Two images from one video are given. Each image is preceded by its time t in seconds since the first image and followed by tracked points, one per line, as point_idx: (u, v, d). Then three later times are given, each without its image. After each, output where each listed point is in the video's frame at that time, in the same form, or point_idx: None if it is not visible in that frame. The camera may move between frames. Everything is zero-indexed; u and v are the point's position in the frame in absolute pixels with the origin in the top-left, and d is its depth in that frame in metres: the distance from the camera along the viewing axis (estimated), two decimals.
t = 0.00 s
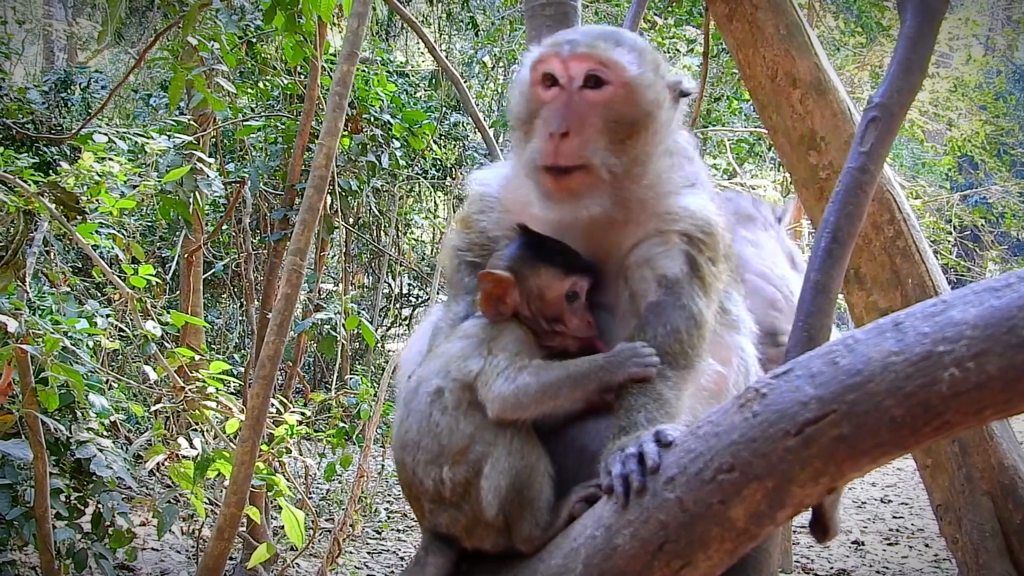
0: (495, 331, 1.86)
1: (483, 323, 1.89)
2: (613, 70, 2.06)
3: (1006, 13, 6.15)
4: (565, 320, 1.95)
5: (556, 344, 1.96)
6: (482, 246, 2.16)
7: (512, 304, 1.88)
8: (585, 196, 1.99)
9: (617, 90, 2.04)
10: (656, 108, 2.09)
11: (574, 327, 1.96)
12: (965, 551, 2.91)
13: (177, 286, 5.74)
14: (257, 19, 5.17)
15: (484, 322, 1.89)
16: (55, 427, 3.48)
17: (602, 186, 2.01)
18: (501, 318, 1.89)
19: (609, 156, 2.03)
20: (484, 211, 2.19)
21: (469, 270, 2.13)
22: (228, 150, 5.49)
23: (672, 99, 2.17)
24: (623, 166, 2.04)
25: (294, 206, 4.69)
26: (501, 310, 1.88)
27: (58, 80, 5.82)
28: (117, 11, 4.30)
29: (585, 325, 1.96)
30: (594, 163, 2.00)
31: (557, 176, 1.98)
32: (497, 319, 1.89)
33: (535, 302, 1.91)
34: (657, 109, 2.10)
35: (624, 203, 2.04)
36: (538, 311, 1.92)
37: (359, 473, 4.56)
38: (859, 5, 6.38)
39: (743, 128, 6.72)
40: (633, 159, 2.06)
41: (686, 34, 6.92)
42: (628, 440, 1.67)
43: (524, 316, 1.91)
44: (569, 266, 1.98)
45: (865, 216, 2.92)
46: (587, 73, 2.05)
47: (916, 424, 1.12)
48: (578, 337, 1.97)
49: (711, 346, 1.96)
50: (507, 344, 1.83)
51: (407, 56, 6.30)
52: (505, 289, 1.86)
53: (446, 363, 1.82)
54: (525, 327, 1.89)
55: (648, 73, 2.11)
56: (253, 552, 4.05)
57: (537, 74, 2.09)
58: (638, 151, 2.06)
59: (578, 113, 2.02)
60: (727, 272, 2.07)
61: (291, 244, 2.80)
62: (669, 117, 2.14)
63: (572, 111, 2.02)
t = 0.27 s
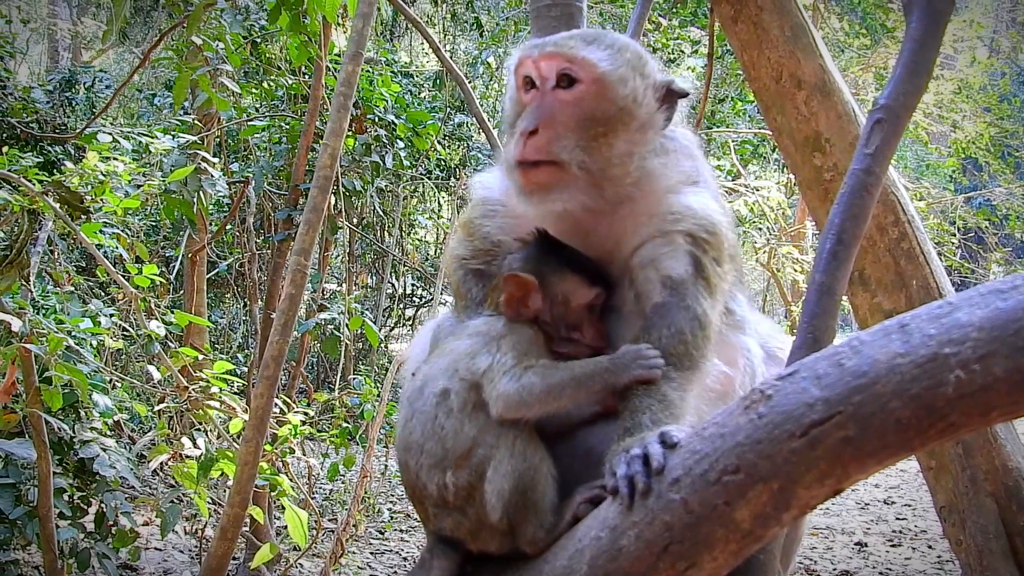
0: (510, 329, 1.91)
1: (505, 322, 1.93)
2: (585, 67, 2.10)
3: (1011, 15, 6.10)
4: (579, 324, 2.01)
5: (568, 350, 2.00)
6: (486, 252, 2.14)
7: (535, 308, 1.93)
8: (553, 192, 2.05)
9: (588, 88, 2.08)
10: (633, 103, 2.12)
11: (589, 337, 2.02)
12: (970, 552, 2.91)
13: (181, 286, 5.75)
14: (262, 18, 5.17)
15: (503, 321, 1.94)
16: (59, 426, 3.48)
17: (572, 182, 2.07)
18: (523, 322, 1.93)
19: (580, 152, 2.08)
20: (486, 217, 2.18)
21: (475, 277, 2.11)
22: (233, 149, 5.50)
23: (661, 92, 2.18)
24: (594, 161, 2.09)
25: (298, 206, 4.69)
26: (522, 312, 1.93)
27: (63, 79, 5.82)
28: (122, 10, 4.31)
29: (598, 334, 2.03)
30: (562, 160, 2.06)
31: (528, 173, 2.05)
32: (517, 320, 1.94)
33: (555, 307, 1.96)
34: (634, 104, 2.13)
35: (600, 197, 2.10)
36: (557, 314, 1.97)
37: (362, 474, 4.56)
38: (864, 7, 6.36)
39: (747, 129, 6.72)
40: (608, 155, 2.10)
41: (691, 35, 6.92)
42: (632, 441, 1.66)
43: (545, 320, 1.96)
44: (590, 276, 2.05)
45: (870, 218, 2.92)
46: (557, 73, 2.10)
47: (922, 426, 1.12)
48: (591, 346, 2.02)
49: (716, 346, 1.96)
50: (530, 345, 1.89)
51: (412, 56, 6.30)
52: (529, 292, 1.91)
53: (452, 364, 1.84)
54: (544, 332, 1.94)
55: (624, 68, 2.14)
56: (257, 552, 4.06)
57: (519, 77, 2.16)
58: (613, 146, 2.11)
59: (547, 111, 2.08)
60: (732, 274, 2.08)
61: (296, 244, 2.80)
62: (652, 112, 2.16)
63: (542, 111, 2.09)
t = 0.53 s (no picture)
0: (514, 327, 1.90)
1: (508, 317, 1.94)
2: (562, 69, 2.14)
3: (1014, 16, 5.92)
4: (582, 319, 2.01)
5: (572, 346, 2.00)
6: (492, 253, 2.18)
7: (538, 303, 1.94)
8: (534, 193, 2.10)
9: (565, 89, 2.12)
10: (612, 102, 2.14)
11: (593, 328, 2.01)
12: (974, 553, 2.90)
13: (184, 288, 5.77)
14: (265, 21, 5.18)
15: (506, 319, 1.94)
16: (63, 429, 3.49)
17: (553, 182, 2.11)
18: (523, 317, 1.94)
19: (558, 153, 2.11)
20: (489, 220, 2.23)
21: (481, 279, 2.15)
22: (236, 151, 5.51)
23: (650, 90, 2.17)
24: (573, 161, 2.12)
25: (302, 207, 4.70)
26: (526, 308, 1.94)
27: (66, 82, 5.83)
28: (124, 13, 4.32)
29: (602, 326, 2.03)
30: (540, 161, 2.10)
31: (508, 176, 2.10)
32: (520, 316, 1.94)
33: (558, 301, 1.97)
34: (614, 102, 2.14)
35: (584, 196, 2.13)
36: (561, 309, 1.98)
37: (365, 476, 4.55)
38: (867, 8, 6.35)
39: (750, 131, 6.72)
40: (588, 155, 2.13)
41: (694, 36, 6.92)
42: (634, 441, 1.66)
43: (546, 315, 1.96)
44: (588, 268, 2.07)
45: (873, 218, 2.92)
46: (537, 77, 2.16)
47: (923, 425, 1.12)
48: (596, 339, 2.02)
49: (720, 345, 1.97)
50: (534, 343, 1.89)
51: (415, 58, 6.30)
52: (532, 287, 1.92)
53: (456, 363, 1.84)
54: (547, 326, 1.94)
55: (604, 68, 2.17)
56: (260, 553, 4.06)
57: (509, 83, 2.24)
58: (595, 146, 2.13)
59: (527, 115, 2.13)
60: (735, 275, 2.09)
61: (299, 246, 2.80)
62: (637, 110, 2.17)
63: (523, 114, 2.14)
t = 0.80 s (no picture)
0: (516, 328, 1.91)
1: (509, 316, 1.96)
2: (535, 70, 2.17)
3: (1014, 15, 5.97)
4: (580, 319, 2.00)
5: (572, 346, 2.00)
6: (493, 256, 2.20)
7: (537, 302, 1.95)
8: (509, 194, 2.14)
9: (536, 90, 2.15)
10: (582, 99, 2.13)
11: (593, 327, 2.00)
12: (976, 552, 2.89)
13: (186, 290, 5.77)
14: (267, 22, 5.19)
15: (507, 318, 1.96)
16: (65, 430, 3.49)
17: (529, 182, 2.14)
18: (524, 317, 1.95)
19: (529, 153, 2.14)
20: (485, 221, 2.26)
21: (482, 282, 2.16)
22: (238, 153, 5.52)
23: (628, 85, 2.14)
24: (546, 161, 2.14)
25: (304, 208, 4.71)
26: (525, 308, 1.96)
27: (68, 83, 5.83)
28: (126, 15, 4.33)
29: (603, 326, 2.02)
30: (512, 162, 2.13)
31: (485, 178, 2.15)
32: (520, 316, 1.95)
33: (558, 300, 1.98)
34: (583, 100, 2.14)
35: (565, 194, 2.15)
36: (561, 309, 1.98)
37: (367, 476, 4.56)
38: (869, 8, 6.36)
39: (752, 131, 6.72)
40: (560, 154, 2.14)
41: (695, 36, 6.92)
42: (635, 443, 1.65)
43: (545, 315, 1.97)
44: (587, 268, 2.07)
45: (875, 218, 2.92)
46: (513, 79, 2.19)
47: (924, 426, 1.12)
48: (596, 338, 2.01)
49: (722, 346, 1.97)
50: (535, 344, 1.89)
51: (416, 59, 6.31)
52: (531, 286, 1.94)
53: (457, 365, 1.84)
54: (547, 325, 1.96)
55: (575, 66, 2.16)
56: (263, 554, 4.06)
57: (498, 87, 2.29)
58: (568, 145, 2.14)
59: (502, 117, 2.17)
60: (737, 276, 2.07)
61: (301, 247, 2.81)
62: (612, 107, 2.14)
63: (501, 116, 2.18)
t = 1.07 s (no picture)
0: (516, 329, 1.91)
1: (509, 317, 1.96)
2: (505, 64, 2.14)
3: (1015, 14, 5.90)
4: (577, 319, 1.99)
5: (571, 345, 2.00)
6: (492, 258, 2.21)
7: (535, 303, 1.95)
8: (486, 187, 2.11)
9: (505, 83, 2.12)
10: (551, 90, 2.09)
11: (591, 327, 1.99)
12: (977, 552, 2.87)
13: (187, 290, 5.78)
14: (267, 23, 5.19)
15: (505, 321, 1.96)
16: (65, 432, 3.49)
17: (504, 176, 2.10)
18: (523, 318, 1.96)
19: (500, 146, 2.10)
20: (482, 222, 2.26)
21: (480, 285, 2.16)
22: (238, 154, 5.52)
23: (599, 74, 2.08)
24: (517, 153, 2.10)
25: (304, 209, 4.71)
26: (524, 309, 1.96)
27: (68, 84, 5.83)
28: (126, 16, 4.33)
29: (602, 325, 2.00)
30: (486, 156, 2.10)
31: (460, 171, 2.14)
32: (517, 317, 1.96)
33: (556, 300, 1.97)
34: (552, 92, 2.09)
35: (542, 187, 2.10)
36: (560, 309, 1.97)
37: (369, 477, 4.55)
38: (869, 8, 6.37)
39: (752, 130, 6.72)
40: (526, 144, 2.09)
41: (695, 36, 6.93)
42: (637, 443, 1.63)
43: (545, 315, 1.97)
44: (587, 268, 2.05)
45: (875, 218, 2.92)
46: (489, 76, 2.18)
47: (926, 425, 1.12)
48: (595, 337, 2.00)
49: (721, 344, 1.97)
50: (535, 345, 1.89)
51: (417, 60, 6.31)
52: (528, 288, 1.94)
53: (458, 366, 1.84)
54: (546, 326, 1.96)
55: (545, 57, 2.12)
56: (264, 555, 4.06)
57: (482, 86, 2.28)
58: (540, 136, 2.09)
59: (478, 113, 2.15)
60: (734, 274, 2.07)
61: (301, 248, 2.80)
62: (581, 97, 2.08)
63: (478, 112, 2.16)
